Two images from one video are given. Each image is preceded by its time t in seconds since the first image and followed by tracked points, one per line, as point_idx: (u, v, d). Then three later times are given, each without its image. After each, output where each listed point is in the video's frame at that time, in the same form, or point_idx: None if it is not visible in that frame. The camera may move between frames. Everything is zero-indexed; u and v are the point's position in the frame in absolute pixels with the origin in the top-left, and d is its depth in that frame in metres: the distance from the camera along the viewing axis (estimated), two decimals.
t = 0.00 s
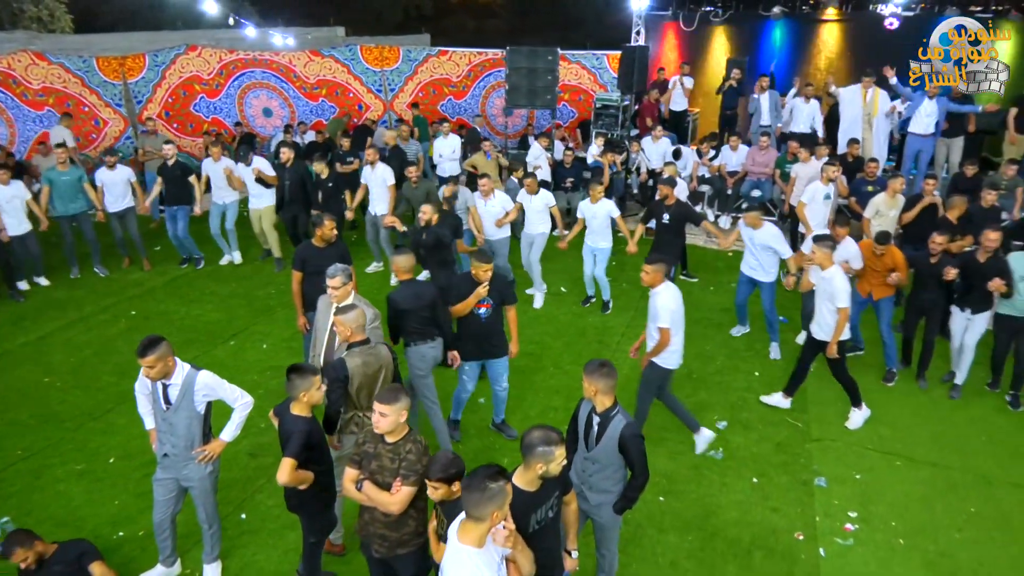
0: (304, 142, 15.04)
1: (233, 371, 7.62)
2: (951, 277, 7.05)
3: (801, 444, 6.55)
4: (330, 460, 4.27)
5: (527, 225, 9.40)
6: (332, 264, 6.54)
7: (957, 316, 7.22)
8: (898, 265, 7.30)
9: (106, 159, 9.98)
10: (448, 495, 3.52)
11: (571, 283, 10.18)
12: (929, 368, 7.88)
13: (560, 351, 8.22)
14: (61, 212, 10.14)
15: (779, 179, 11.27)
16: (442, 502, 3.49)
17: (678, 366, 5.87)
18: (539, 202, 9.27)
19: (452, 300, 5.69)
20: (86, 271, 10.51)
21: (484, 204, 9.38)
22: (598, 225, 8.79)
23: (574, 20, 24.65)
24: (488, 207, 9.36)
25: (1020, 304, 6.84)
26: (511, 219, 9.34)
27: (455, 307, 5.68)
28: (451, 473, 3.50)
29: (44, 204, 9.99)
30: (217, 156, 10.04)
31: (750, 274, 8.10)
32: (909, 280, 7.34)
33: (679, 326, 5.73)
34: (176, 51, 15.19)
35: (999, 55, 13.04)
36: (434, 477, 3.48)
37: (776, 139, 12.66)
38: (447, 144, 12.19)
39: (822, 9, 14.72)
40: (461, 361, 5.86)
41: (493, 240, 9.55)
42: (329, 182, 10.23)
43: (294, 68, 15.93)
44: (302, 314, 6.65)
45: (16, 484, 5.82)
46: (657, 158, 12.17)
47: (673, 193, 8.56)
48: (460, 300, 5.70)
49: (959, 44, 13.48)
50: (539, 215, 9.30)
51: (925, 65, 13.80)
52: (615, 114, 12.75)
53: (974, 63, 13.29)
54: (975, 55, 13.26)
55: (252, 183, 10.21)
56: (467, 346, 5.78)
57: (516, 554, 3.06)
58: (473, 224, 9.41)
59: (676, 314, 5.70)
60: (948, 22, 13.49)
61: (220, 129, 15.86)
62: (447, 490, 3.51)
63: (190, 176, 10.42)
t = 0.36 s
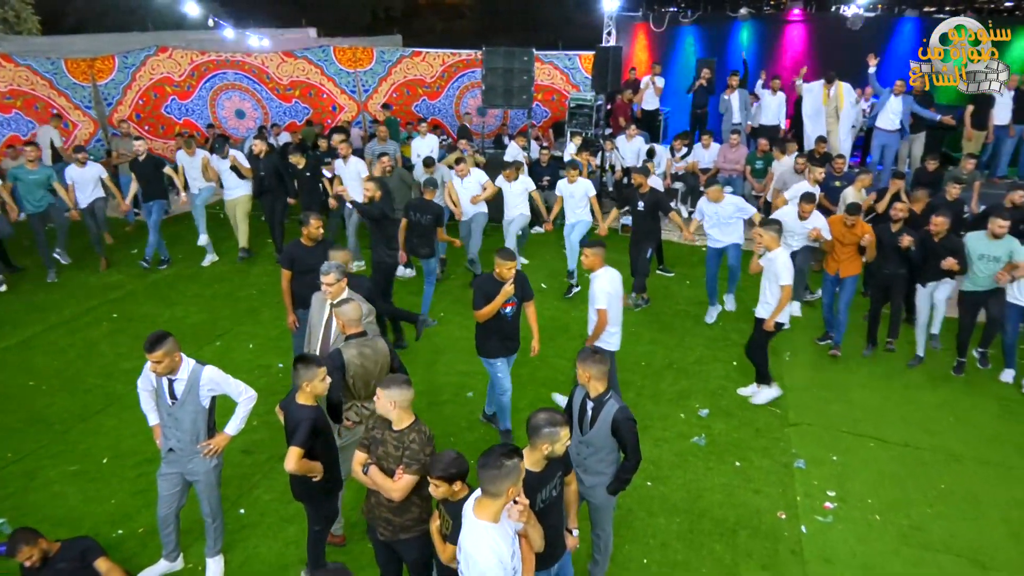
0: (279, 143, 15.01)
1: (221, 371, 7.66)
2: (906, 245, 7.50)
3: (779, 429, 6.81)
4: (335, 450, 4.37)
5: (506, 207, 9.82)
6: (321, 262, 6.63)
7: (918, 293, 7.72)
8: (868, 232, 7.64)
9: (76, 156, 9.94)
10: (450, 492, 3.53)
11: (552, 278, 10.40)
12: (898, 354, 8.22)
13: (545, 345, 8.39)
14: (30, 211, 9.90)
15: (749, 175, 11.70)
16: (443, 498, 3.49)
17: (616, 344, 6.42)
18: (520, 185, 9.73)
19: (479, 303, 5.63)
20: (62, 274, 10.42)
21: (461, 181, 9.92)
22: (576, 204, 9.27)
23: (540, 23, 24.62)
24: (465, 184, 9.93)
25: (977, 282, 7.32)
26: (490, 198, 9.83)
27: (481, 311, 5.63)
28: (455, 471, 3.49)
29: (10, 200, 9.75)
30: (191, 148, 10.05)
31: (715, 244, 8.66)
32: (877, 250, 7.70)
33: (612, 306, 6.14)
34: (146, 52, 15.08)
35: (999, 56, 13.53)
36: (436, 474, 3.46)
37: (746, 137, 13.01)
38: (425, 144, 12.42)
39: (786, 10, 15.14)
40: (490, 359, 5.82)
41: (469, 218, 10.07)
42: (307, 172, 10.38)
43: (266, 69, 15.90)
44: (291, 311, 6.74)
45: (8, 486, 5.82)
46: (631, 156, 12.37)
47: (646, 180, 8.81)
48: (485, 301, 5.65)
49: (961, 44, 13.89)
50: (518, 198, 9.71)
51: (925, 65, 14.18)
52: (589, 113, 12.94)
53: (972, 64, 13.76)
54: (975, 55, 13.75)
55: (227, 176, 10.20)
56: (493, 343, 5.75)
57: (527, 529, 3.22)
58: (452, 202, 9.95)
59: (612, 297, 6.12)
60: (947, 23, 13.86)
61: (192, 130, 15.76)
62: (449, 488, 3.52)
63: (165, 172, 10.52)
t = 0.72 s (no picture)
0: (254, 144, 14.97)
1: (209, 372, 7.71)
2: (870, 243, 7.71)
3: (759, 416, 7.07)
4: (339, 441, 4.47)
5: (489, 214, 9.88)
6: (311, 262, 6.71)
7: (886, 288, 8.01)
8: (836, 229, 7.93)
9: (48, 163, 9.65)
10: (455, 483, 3.60)
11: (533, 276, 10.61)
12: (868, 343, 8.56)
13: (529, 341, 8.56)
14: (4, 216, 9.76)
15: (722, 172, 12.02)
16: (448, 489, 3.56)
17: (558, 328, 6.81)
18: (500, 191, 9.90)
19: (507, 325, 5.43)
20: (39, 278, 10.33)
21: (439, 186, 9.87)
22: (558, 214, 9.46)
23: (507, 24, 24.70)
24: (442, 189, 9.87)
25: (940, 278, 7.66)
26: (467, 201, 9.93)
27: (510, 332, 5.42)
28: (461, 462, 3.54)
29: None
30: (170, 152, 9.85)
31: (685, 252, 8.91)
32: (845, 246, 7.90)
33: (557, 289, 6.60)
34: (116, 55, 14.90)
35: (997, 56, 13.15)
36: (441, 466, 3.51)
37: (718, 135, 13.32)
38: (403, 145, 12.56)
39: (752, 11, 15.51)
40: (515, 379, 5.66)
41: (447, 224, 10.14)
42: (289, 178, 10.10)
43: (239, 71, 15.84)
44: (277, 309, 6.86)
45: (3, 489, 5.83)
46: (606, 154, 12.63)
47: (621, 183, 9.07)
48: (513, 322, 5.46)
49: (961, 42, 13.68)
50: (499, 205, 9.85)
51: (925, 64, 14.38)
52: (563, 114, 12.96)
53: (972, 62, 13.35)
54: (975, 55, 13.35)
55: (206, 178, 10.20)
56: (519, 364, 5.59)
57: (537, 509, 3.39)
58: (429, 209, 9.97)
59: (555, 279, 6.55)
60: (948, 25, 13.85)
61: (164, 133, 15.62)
62: (454, 479, 3.59)
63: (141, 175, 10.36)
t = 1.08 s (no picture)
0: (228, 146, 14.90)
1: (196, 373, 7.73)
2: (842, 246, 8.05)
3: (739, 404, 7.33)
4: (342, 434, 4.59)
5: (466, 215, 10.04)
6: (300, 261, 6.78)
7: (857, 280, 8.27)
8: (810, 228, 8.20)
9: (20, 165, 9.56)
10: (443, 471, 3.64)
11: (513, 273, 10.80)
12: (839, 333, 8.90)
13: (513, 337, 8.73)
14: None
15: (695, 170, 12.28)
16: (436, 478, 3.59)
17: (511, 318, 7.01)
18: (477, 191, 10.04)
19: (541, 341, 5.42)
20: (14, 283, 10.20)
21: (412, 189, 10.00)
22: (537, 211, 9.57)
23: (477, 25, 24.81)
24: (417, 192, 9.98)
25: (912, 267, 7.98)
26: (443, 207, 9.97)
27: (544, 348, 5.42)
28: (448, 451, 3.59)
29: None
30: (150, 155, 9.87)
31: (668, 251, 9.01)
32: (819, 245, 8.21)
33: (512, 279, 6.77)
34: (85, 57, 14.74)
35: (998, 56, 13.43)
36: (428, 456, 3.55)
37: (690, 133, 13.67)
38: (381, 146, 12.67)
39: (721, 14, 15.89)
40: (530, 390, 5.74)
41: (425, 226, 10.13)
42: (267, 179, 10.21)
43: (212, 73, 15.76)
44: (267, 308, 6.85)
45: None
46: (582, 154, 12.82)
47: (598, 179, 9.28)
48: (548, 337, 5.44)
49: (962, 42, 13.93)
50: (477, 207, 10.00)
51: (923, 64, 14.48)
52: (538, 114, 13.39)
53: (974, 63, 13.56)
54: (975, 55, 13.67)
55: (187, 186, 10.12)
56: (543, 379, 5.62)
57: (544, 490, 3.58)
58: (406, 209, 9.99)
59: (509, 270, 6.73)
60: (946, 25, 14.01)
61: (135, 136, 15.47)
62: (441, 468, 3.61)
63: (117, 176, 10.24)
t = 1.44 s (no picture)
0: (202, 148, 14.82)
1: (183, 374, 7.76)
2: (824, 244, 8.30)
3: (720, 393, 7.57)
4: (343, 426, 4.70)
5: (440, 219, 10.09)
6: (288, 259, 6.87)
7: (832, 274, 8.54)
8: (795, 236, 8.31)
9: None
10: (425, 459, 3.70)
11: (492, 271, 10.98)
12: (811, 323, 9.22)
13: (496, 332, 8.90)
14: None
15: (669, 167, 12.59)
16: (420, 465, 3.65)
17: (457, 306, 7.24)
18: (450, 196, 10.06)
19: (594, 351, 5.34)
20: None
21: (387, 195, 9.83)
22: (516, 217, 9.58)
23: (446, 25, 24.87)
24: (391, 199, 9.85)
25: (885, 262, 8.32)
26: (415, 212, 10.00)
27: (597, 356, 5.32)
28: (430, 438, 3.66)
29: None
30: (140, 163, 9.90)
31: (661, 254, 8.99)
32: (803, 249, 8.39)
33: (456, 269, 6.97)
34: (53, 59, 14.47)
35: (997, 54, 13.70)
36: (411, 445, 3.61)
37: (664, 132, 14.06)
38: (358, 147, 12.70)
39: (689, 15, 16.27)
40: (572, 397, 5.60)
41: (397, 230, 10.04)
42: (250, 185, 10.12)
43: (183, 75, 15.67)
44: (258, 308, 6.90)
45: None
46: (557, 152, 13.11)
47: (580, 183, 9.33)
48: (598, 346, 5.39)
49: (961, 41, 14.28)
50: (449, 210, 10.09)
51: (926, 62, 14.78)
52: (514, 114, 13.53)
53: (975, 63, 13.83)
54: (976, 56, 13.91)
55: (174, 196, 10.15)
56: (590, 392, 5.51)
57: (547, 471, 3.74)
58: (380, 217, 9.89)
59: (453, 261, 6.90)
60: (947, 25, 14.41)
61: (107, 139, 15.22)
62: (425, 456, 3.69)
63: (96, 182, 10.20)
